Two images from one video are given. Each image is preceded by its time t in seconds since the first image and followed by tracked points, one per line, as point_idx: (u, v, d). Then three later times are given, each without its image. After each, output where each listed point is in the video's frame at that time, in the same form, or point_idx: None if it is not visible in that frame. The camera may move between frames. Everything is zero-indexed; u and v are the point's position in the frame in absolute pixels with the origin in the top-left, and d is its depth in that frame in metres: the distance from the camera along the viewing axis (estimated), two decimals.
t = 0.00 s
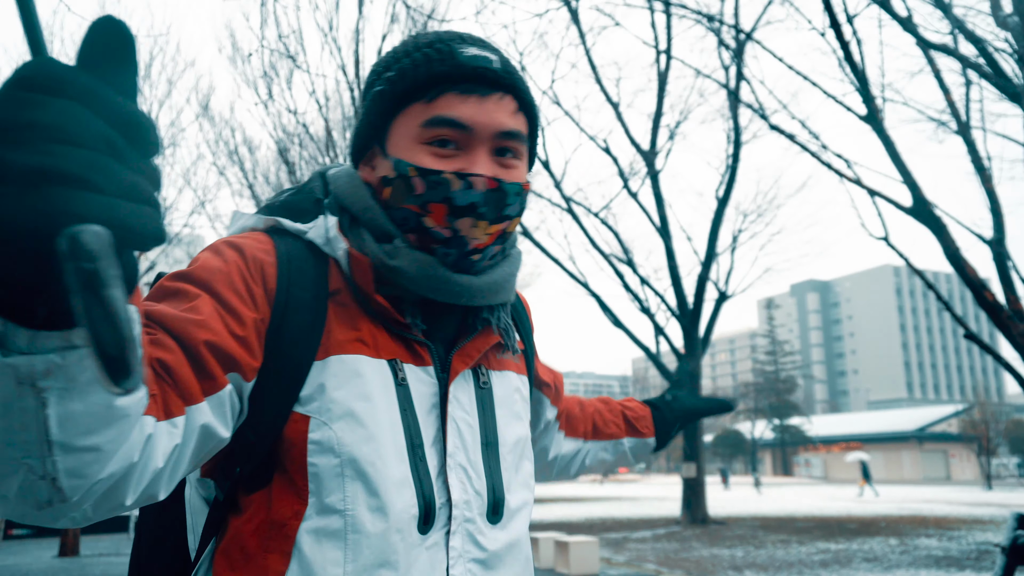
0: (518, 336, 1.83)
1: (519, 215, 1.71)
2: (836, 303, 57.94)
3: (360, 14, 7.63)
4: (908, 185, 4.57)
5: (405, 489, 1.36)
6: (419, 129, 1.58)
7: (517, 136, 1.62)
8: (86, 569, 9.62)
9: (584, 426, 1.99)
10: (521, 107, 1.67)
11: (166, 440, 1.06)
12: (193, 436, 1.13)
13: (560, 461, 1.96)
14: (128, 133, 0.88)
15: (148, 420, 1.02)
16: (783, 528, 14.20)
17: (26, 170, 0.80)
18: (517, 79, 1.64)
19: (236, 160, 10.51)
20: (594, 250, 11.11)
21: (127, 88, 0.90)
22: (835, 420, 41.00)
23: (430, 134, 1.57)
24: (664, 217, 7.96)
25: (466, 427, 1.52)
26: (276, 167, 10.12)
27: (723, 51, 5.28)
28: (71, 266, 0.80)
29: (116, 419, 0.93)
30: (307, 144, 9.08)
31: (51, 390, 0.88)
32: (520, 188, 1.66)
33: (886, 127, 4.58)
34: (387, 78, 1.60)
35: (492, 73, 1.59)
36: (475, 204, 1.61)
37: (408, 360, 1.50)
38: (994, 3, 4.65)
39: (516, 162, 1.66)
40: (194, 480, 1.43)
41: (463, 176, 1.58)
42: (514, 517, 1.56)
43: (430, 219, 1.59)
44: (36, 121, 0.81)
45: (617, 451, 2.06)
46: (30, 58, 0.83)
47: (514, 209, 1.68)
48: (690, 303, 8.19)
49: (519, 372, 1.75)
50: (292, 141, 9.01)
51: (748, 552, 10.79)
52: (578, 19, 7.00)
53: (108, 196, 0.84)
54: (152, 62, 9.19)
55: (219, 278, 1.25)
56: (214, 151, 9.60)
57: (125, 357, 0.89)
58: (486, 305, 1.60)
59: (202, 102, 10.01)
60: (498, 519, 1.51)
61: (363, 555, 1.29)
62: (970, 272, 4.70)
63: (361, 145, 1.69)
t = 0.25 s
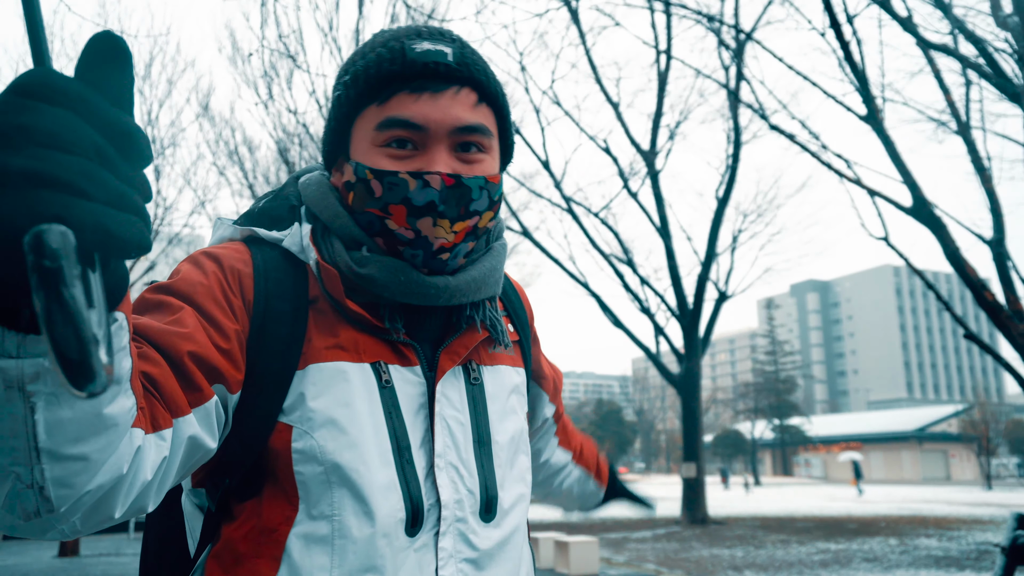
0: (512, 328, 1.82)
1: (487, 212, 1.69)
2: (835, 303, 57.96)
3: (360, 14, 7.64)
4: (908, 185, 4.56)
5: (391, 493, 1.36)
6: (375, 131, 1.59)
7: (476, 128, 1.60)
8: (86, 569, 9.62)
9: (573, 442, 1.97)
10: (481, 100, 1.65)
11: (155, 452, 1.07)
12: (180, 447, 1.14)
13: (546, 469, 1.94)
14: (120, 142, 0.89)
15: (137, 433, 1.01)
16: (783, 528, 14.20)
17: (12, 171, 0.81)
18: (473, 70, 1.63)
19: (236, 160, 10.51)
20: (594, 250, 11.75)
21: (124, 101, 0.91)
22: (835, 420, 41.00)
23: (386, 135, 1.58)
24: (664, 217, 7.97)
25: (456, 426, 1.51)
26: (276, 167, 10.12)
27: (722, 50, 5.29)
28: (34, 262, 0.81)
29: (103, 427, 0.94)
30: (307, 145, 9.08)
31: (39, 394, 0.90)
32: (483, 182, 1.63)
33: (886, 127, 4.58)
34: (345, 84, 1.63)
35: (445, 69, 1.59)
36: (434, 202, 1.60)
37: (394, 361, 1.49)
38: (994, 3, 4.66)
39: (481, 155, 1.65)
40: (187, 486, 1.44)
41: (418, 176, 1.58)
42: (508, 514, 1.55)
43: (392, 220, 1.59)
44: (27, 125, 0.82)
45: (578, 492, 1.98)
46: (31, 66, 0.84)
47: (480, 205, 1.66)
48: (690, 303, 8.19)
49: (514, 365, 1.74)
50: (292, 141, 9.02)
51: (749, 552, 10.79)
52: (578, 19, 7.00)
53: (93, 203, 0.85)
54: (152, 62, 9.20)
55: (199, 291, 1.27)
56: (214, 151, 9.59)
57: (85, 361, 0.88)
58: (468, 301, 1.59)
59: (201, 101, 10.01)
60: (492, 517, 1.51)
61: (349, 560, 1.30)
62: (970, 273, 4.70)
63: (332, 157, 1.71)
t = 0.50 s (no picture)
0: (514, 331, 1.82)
1: (476, 193, 1.70)
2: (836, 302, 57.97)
3: (360, 14, 7.64)
4: (908, 185, 4.57)
5: (383, 497, 1.37)
6: (361, 118, 1.62)
7: (459, 109, 1.62)
8: (87, 569, 9.62)
9: (579, 462, 1.96)
10: (466, 84, 1.67)
11: (149, 449, 1.08)
12: (174, 445, 1.15)
13: (552, 487, 1.94)
14: (110, 142, 0.89)
15: (128, 430, 1.03)
16: (783, 528, 14.20)
17: None
18: (456, 55, 1.65)
19: (236, 160, 10.52)
20: (595, 250, 11.70)
21: (118, 103, 0.91)
22: (835, 420, 41.00)
23: (370, 121, 1.60)
24: (663, 217, 7.97)
25: (451, 430, 1.52)
26: (276, 167, 10.13)
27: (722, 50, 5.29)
28: None
29: (90, 424, 0.96)
30: (307, 145, 9.09)
31: (23, 395, 0.91)
32: (469, 162, 1.65)
33: (886, 127, 4.59)
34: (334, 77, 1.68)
35: (427, 55, 1.62)
36: (419, 179, 1.61)
37: (389, 364, 1.50)
38: (994, 4, 4.66)
39: (467, 137, 1.66)
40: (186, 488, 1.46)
41: (402, 155, 1.59)
42: (502, 519, 1.56)
43: (380, 203, 1.62)
44: (16, 120, 0.82)
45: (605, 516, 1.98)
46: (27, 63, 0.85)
47: (468, 185, 1.68)
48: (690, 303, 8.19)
49: (515, 370, 1.74)
50: (292, 141, 9.03)
51: (749, 552, 10.79)
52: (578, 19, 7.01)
53: (80, 203, 0.86)
54: (152, 62, 9.20)
55: (198, 288, 1.27)
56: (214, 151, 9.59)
57: (51, 361, 0.85)
58: (467, 297, 1.60)
59: (202, 101, 10.01)
60: (485, 524, 1.51)
61: (340, 564, 1.30)
62: (970, 273, 4.70)
63: (328, 150, 1.76)
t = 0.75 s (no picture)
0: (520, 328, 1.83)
1: (477, 188, 1.69)
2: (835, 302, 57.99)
3: (360, 15, 7.63)
4: (907, 185, 4.57)
5: (389, 499, 1.37)
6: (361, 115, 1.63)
7: (458, 103, 1.63)
8: (86, 569, 9.62)
9: (597, 452, 1.98)
10: (465, 79, 1.69)
11: (151, 460, 1.09)
12: (178, 454, 1.15)
13: (571, 482, 1.96)
14: (98, 168, 0.89)
15: (130, 444, 1.04)
16: (783, 527, 14.19)
17: None
18: (454, 49, 1.67)
19: (236, 160, 10.52)
20: (596, 252, 11.62)
21: (109, 126, 0.91)
22: (835, 420, 41.00)
23: (369, 117, 1.61)
24: (663, 217, 7.97)
25: (457, 430, 1.52)
26: (276, 167, 10.12)
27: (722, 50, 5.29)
28: None
29: (90, 442, 0.97)
30: (307, 145, 9.08)
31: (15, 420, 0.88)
32: (470, 157, 1.65)
33: (885, 127, 4.58)
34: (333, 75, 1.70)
35: (424, 49, 1.63)
36: (419, 174, 1.60)
37: (393, 364, 1.50)
38: (994, 4, 4.66)
39: (467, 132, 1.66)
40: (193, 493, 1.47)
41: (401, 150, 1.58)
42: (510, 519, 1.55)
43: (380, 200, 1.62)
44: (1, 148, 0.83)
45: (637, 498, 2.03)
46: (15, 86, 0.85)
47: (469, 180, 1.67)
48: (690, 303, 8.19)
49: (522, 368, 1.74)
50: (292, 141, 9.04)
51: (748, 552, 10.79)
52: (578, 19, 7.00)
53: (68, 232, 0.87)
54: (152, 62, 9.20)
55: (198, 293, 1.28)
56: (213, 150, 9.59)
57: (37, 402, 0.88)
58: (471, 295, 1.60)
59: (202, 101, 10.01)
60: (493, 525, 1.51)
61: (346, 567, 1.30)
62: (970, 273, 4.70)
63: (326, 147, 1.78)
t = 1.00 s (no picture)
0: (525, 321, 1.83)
1: (498, 183, 1.70)
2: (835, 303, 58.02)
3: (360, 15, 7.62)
4: (908, 185, 4.57)
5: (408, 485, 1.37)
6: (382, 108, 1.62)
7: (482, 98, 1.64)
8: (86, 569, 9.60)
9: (603, 434, 1.98)
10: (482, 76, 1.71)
11: (158, 459, 1.09)
12: (186, 452, 1.15)
13: (583, 469, 1.96)
14: (100, 168, 0.89)
15: (137, 443, 1.04)
16: (783, 528, 14.18)
17: None
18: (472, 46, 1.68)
19: (236, 160, 10.52)
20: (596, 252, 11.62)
21: (108, 126, 0.91)
22: (835, 420, 40.97)
23: (392, 110, 1.61)
24: (663, 217, 7.96)
25: (472, 419, 1.52)
26: (276, 167, 10.12)
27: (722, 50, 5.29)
28: None
29: (96, 442, 0.98)
30: (307, 145, 9.08)
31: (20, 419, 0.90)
32: (493, 152, 1.66)
33: (886, 127, 4.59)
34: (345, 69, 1.68)
35: (444, 44, 1.64)
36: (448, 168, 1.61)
37: (407, 353, 1.51)
38: (994, 4, 4.66)
39: (487, 129, 1.68)
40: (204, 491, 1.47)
41: (430, 143, 1.59)
42: (528, 505, 1.56)
43: (405, 192, 1.59)
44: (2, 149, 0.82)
45: (654, 467, 2.03)
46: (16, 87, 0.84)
47: (491, 175, 1.67)
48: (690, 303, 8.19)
49: (530, 359, 1.75)
50: (292, 141, 9.04)
51: (748, 552, 10.78)
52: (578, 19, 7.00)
53: (70, 233, 0.86)
54: (152, 62, 9.20)
55: (205, 288, 1.28)
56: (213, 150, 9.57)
57: (35, 405, 0.86)
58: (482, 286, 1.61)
59: (201, 101, 10.01)
60: (512, 512, 1.51)
61: (368, 554, 1.30)
62: (970, 272, 4.70)
63: (333, 145, 1.75)
